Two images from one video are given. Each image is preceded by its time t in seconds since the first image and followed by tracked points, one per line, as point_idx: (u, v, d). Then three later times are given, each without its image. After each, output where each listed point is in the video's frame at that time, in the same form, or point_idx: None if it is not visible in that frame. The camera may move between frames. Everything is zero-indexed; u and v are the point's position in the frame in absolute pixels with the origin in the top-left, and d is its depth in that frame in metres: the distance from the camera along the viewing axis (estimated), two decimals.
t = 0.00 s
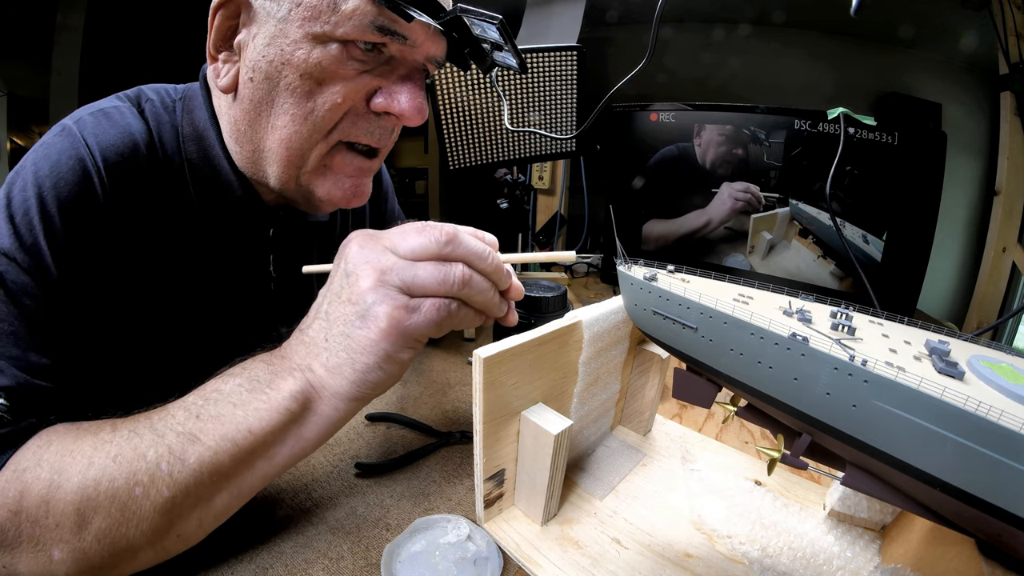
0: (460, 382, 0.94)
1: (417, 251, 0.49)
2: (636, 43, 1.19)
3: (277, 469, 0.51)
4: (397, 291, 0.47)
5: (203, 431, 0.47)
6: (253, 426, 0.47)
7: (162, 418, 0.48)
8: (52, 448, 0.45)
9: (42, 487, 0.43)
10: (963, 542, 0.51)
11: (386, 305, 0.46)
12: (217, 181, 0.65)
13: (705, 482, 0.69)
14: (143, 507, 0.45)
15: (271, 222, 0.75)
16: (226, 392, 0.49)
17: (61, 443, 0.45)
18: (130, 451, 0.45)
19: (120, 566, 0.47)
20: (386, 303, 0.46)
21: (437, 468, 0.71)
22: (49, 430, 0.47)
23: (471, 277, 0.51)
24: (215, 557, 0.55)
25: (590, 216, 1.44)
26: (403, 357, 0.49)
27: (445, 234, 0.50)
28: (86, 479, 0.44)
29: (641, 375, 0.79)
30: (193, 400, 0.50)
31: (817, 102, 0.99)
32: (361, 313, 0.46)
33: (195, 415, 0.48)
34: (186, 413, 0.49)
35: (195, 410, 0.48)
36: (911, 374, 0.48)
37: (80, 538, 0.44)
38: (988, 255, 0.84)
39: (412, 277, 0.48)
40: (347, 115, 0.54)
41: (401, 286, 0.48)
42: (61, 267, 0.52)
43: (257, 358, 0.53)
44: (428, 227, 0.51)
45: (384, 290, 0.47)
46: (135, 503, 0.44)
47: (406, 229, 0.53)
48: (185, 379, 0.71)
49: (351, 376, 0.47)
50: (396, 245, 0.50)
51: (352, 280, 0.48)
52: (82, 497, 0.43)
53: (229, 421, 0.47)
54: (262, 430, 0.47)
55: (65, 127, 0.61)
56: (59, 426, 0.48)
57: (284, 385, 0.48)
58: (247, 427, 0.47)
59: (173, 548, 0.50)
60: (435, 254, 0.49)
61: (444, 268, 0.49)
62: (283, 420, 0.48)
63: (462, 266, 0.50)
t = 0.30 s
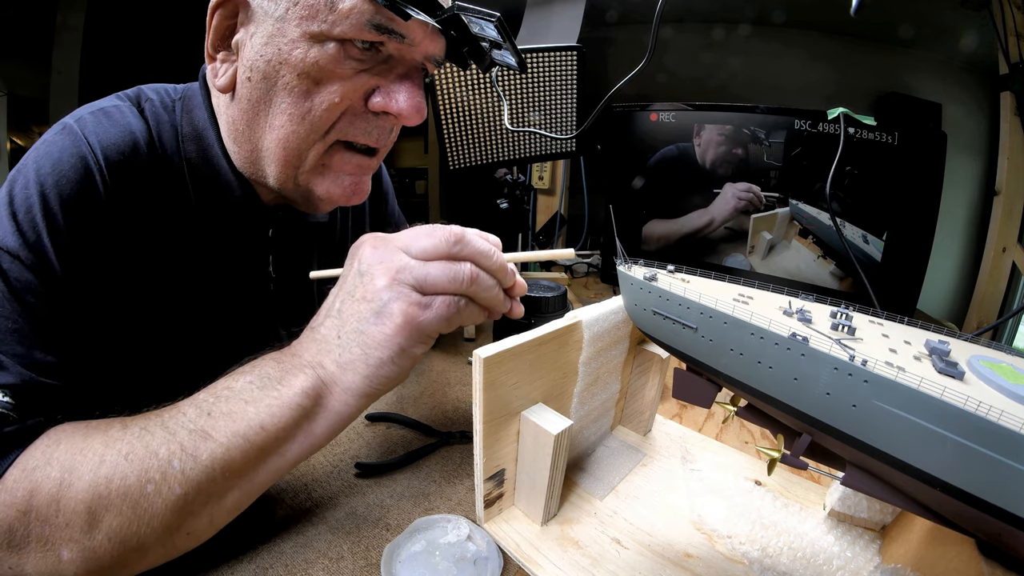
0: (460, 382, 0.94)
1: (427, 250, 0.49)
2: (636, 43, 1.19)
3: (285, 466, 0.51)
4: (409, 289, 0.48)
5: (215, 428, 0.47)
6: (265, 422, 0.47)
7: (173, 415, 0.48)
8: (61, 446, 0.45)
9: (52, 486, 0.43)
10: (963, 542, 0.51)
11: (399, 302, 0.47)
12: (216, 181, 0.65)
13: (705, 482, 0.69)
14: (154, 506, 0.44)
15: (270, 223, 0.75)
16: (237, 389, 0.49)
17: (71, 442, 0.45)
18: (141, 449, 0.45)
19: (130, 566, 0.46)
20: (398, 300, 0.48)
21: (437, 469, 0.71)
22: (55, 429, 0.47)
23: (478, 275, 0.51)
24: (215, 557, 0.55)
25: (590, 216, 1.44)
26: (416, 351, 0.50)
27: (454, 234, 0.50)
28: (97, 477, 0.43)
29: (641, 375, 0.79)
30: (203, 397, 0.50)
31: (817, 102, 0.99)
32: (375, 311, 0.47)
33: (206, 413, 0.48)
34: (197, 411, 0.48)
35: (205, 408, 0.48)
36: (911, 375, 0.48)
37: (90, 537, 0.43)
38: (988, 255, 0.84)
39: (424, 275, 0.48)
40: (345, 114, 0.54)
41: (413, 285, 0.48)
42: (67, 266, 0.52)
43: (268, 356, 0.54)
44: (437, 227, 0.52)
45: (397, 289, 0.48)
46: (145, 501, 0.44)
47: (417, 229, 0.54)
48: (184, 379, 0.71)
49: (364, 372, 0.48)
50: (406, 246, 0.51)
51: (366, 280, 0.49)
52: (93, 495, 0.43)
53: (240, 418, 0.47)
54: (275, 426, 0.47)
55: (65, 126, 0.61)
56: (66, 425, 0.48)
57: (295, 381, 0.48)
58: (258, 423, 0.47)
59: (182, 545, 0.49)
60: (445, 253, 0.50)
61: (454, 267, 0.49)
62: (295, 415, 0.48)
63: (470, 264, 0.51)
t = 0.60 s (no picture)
0: (460, 382, 0.94)
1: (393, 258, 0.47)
2: (636, 42, 1.19)
3: (260, 472, 0.51)
4: (371, 300, 0.46)
5: (185, 433, 0.47)
6: (232, 429, 0.47)
7: (146, 420, 0.48)
8: (43, 448, 0.45)
9: (32, 485, 0.44)
10: (964, 542, 0.51)
11: (359, 315, 0.45)
12: (216, 182, 0.65)
13: (705, 482, 0.69)
14: (126, 508, 0.45)
15: (270, 222, 0.75)
16: (208, 395, 0.49)
17: (52, 443, 0.46)
18: (115, 452, 0.45)
19: (107, 564, 0.47)
20: (358, 312, 0.45)
21: (437, 468, 0.71)
22: (37, 431, 0.47)
23: (450, 284, 0.48)
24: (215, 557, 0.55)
25: (590, 216, 1.44)
26: (377, 366, 0.48)
27: (424, 241, 0.47)
28: (73, 479, 0.44)
29: (641, 375, 0.79)
30: (177, 402, 0.50)
31: (816, 102, 0.99)
32: (337, 321, 0.46)
33: (178, 417, 0.48)
34: (170, 416, 0.48)
35: (178, 413, 0.48)
36: (911, 375, 0.48)
37: (67, 535, 0.45)
38: (988, 255, 0.84)
39: (387, 285, 0.46)
40: (346, 114, 0.54)
41: (376, 295, 0.46)
42: (58, 271, 0.52)
43: (241, 362, 0.54)
44: (410, 231, 0.49)
45: (359, 299, 0.46)
46: (118, 502, 0.45)
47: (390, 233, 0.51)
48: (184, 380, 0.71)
49: (326, 385, 0.47)
50: (375, 252, 0.48)
51: (328, 289, 0.47)
52: (69, 495, 0.44)
53: (210, 423, 0.47)
54: (243, 434, 0.47)
55: (63, 128, 0.61)
56: (48, 427, 0.48)
57: (263, 389, 0.48)
58: (227, 429, 0.47)
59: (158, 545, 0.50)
60: (412, 261, 0.47)
61: (420, 275, 0.47)
62: (262, 424, 0.48)
63: (440, 273, 0.48)
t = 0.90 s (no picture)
0: (460, 382, 0.94)
1: (421, 260, 0.53)
2: (636, 42, 1.19)
3: (283, 472, 0.52)
4: (403, 298, 0.52)
5: (214, 436, 0.48)
6: (263, 431, 0.49)
7: (174, 424, 0.49)
8: (65, 454, 0.45)
9: (58, 492, 0.44)
10: (963, 542, 0.51)
11: (394, 311, 0.51)
12: (216, 182, 0.65)
13: (705, 482, 0.69)
14: (155, 512, 0.45)
15: (269, 223, 0.75)
16: (236, 399, 0.51)
17: (74, 450, 0.46)
18: (143, 457, 0.46)
19: (132, 567, 0.47)
20: (392, 309, 0.51)
21: (437, 468, 0.71)
22: (59, 436, 0.47)
23: (470, 278, 0.54)
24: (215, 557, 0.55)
25: (590, 216, 1.44)
26: (411, 358, 0.53)
27: (445, 242, 0.53)
28: (101, 484, 0.44)
29: (641, 375, 0.79)
30: (204, 406, 0.51)
31: (816, 102, 0.99)
32: (371, 319, 0.51)
33: (205, 421, 0.49)
34: (196, 420, 0.49)
35: (205, 417, 0.49)
36: (911, 375, 0.48)
37: (94, 541, 0.44)
38: (988, 255, 0.84)
39: (417, 283, 0.52)
40: (343, 113, 0.55)
41: (406, 293, 0.52)
42: (65, 272, 0.52)
43: (264, 366, 0.55)
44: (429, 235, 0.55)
45: (391, 298, 0.51)
46: (147, 507, 0.45)
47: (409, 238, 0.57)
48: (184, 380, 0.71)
49: (361, 380, 0.51)
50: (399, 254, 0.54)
51: (360, 290, 0.53)
52: (97, 501, 0.44)
53: (239, 426, 0.48)
54: (272, 434, 0.49)
55: (62, 128, 0.61)
56: (70, 432, 0.48)
57: (293, 390, 0.50)
58: (257, 431, 0.48)
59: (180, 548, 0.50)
60: (437, 259, 0.53)
61: (445, 272, 0.53)
62: (292, 425, 0.50)
63: (462, 268, 0.54)
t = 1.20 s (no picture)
0: (460, 382, 0.94)
1: (403, 279, 0.53)
2: (636, 43, 1.19)
3: (270, 487, 0.54)
4: (383, 320, 0.52)
5: (201, 448, 0.50)
6: (249, 445, 0.50)
7: (162, 435, 0.51)
8: (55, 462, 0.46)
9: (46, 499, 0.45)
10: (964, 542, 0.51)
11: (372, 336, 0.51)
12: (216, 184, 0.65)
13: (705, 482, 0.69)
14: (145, 520, 0.47)
15: (272, 224, 0.74)
16: (225, 411, 0.53)
17: (63, 457, 0.47)
18: (132, 466, 0.48)
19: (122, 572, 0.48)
20: (371, 332, 0.51)
21: (437, 468, 0.71)
22: (47, 443, 0.49)
23: (457, 297, 0.54)
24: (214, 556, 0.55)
25: (590, 216, 1.44)
26: (390, 383, 0.54)
27: (430, 259, 0.53)
28: (89, 493, 0.45)
29: (641, 375, 0.79)
30: (192, 418, 0.53)
31: (816, 102, 0.99)
32: (351, 341, 0.51)
33: (194, 433, 0.51)
34: (185, 431, 0.51)
35: (194, 428, 0.51)
36: (911, 375, 0.48)
37: (83, 548, 0.46)
38: (988, 255, 0.84)
39: (397, 304, 0.52)
40: (347, 116, 0.54)
41: (387, 316, 0.52)
42: (60, 277, 0.52)
43: (254, 380, 0.57)
44: (415, 251, 0.55)
45: (372, 320, 0.52)
46: (136, 516, 0.46)
47: (397, 253, 0.57)
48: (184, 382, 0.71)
49: (341, 403, 0.52)
50: (383, 272, 0.54)
51: (342, 310, 0.53)
52: (85, 510, 0.45)
53: (227, 440, 0.50)
54: (259, 449, 0.50)
55: (60, 130, 0.61)
56: (59, 440, 0.49)
57: (280, 407, 0.52)
58: (243, 445, 0.50)
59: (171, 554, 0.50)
60: (421, 278, 0.53)
61: (428, 291, 0.52)
62: (278, 440, 0.51)
63: (448, 287, 0.53)
